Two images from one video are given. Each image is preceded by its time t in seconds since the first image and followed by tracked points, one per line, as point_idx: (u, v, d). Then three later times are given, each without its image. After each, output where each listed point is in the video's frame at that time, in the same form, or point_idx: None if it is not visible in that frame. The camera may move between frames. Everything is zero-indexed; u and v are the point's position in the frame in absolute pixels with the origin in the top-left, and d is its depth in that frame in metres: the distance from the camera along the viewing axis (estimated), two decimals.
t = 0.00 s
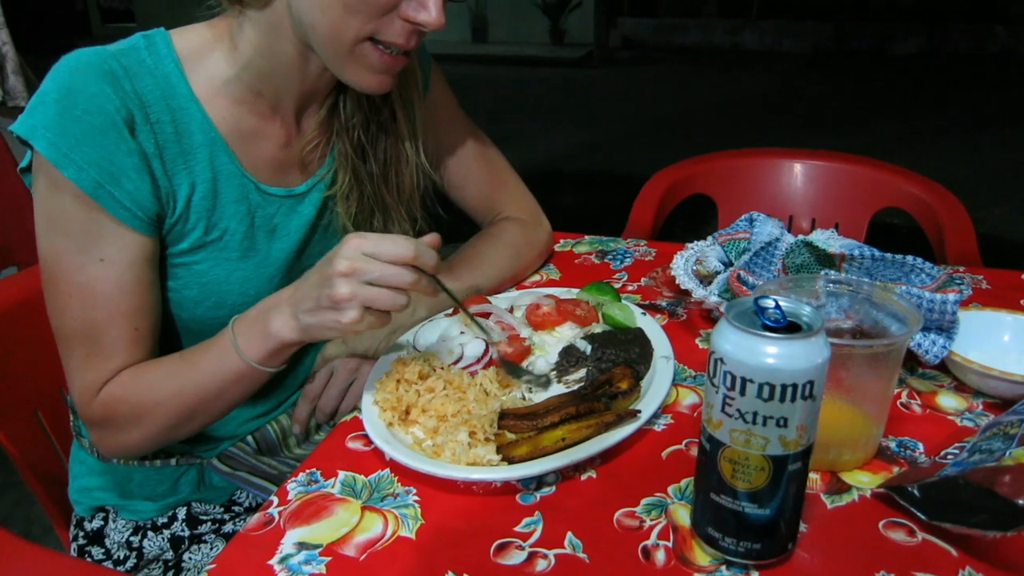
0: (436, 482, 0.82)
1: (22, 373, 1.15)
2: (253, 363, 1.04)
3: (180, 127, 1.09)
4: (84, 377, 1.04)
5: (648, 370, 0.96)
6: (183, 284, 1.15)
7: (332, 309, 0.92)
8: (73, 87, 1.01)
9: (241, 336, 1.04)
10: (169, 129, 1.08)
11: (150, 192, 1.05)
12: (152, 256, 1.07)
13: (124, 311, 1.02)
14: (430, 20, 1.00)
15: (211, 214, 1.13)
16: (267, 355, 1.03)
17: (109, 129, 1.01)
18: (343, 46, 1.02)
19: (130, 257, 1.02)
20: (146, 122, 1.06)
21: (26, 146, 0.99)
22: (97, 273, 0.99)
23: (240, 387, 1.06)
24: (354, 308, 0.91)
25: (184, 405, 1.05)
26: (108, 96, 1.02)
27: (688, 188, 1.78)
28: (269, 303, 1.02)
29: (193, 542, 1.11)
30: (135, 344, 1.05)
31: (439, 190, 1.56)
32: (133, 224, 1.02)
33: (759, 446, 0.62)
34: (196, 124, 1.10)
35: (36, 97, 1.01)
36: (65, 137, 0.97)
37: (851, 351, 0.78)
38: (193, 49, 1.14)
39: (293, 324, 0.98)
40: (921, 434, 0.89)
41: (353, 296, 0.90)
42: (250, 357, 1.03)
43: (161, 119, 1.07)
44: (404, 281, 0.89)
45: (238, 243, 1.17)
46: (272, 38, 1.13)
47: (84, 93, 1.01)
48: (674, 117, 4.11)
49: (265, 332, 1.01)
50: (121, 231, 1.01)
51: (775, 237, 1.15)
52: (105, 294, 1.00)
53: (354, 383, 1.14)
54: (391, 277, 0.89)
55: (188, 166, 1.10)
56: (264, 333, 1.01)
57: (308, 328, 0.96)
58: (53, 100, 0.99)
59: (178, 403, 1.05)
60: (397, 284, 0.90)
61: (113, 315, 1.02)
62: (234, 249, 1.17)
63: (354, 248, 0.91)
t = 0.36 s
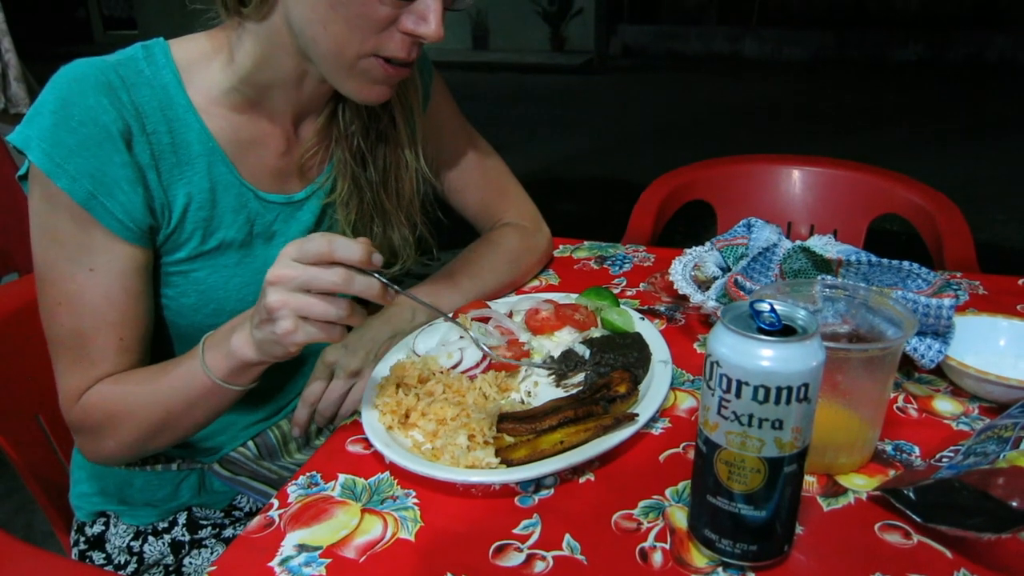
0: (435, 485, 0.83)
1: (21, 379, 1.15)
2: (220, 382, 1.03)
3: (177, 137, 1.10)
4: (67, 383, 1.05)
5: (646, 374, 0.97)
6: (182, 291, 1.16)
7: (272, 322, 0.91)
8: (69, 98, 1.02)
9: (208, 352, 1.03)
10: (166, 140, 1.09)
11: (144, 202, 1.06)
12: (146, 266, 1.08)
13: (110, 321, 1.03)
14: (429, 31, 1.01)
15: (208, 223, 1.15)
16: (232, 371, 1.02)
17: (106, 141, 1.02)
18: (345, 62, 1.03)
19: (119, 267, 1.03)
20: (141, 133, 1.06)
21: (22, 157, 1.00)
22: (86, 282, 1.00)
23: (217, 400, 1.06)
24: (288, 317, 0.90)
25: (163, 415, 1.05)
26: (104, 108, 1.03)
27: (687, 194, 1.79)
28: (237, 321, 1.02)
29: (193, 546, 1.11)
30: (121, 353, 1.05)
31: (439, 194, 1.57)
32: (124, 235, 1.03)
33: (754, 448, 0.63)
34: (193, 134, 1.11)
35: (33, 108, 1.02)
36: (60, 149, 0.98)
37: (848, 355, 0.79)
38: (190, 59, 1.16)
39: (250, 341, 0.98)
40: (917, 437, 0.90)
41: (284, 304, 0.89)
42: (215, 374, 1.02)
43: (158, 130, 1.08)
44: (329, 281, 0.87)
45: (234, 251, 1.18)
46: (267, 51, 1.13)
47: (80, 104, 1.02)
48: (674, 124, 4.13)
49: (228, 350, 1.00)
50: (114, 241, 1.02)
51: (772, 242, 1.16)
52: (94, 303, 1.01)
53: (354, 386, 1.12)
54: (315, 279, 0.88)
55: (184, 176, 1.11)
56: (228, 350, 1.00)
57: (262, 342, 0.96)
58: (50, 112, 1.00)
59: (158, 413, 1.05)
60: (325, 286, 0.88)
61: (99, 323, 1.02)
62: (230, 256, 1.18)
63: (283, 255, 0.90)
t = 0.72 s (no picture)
0: (434, 487, 0.83)
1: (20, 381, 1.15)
2: (226, 403, 1.02)
3: (179, 142, 1.11)
4: (66, 389, 1.05)
5: (646, 377, 0.97)
6: (183, 295, 1.16)
7: (292, 353, 0.90)
8: (71, 103, 1.02)
9: (218, 376, 1.03)
10: (167, 145, 1.10)
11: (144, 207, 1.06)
12: (145, 270, 1.08)
13: (106, 326, 1.03)
14: (429, 35, 1.01)
15: (210, 228, 1.15)
16: (240, 395, 1.01)
17: (108, 146, 1.02)
18: (347, 65, 1.04)
19: (118, 273, 1.03)
20: (143, 137, 1.07)
21: (24, 161, 1.00)
22: (84, 287, 1.01)
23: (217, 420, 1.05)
24: (309, 348, 0.88)
25: (162, 429, 1.05)
26: (107, 113, 1.03)
27: (687, 197, 1.80)
28: (251, 346, 1.02)
29: (193, 548, 1.11)
30: (117, 359, 1.06)
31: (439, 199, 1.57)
32: (125, 239, 1.03)
33: (754, 451, 0.63)
34: (195, 138, 1.11)
35: (36, 112, 1.02)
36: (62, 154, 0.99)
37: (847, 359, 0.79)
38: (193, 62, 1.16)
39: (263, 368, 0.97)
40: (916, 441, 0.90)
41: (309, 336, 0.88)
42: (223, 397, 1.02)
43: (160, 134, 1.09)
44: (356, 313, 0.87)
45: (236, 255, 1.18)
46: (268, 55, 1.13)
47: (83, 109, 1.02)
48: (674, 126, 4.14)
49: (239, 376, 1.00)
50: (113, 246, 1.02)
51: (772, 246, 1.16)
52: (91, 308, 1.01)
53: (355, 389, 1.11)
54: (341, 310, 0.87)
55: (185, 181, 1.12)
56: (238, 374, 1.00)
57: (277, 372, 0.94)
58: (52, 116, 1.01)
59: (155, 427, 1.05)
60: (353, 320, 0.88)
61: (95, 329, 1.03)
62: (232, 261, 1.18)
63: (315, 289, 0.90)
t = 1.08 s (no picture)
0: (437, 492, 0.83)
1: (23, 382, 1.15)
2: (232, 410, 1.03)
3: (187, 150, 1.11)
4: (71, 395, 1.06)
5: (648, 385, 0.97)
6: (190, 301, 1.17)
7: (299, 363, 0.91)
8: (82, 112, 1.03)
9: (224, 384, 1.03)
10: (175, 153, 1.10)
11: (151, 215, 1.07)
12: (152, 278, 1.08)
13: (111, 332, 1.03)
14: (416, 30, 0.99)
15: (217, 235, 1.15)
16: (245, 402, 1.02)
17: (117, 154, 1.03)
18: (335, 64, 1.04)
19: (124, 279, 1.04)
20: (153, 146, 1.07)
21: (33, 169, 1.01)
22: (90, 293, 1.01)
23: (222, 427, 1.06)
24: (315, 359, 0.89)
25: (168, 435, 1.06)
26: (116, 122, 1.04)
27: (689, 204, 1.80)
28: (256, 353, 1.03)
29: (197, 553, 1.11)
30: (122, 365, 1.06)
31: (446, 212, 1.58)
32: (134, 247, 1.04)
33: (756, 459, 0.64)
34: (203, 147, 1.12)
35: (47, 121, 1.03)
36: (71, 163, 0.99)
37: (849, 368, 0.80)
38: (202, 70, 1.17)
39: (269, 376, 0.98)
40: (917, 449, 0.90)
41: (316, 347, 0.89)
42: (229, 403, 1.02)
43: (169, 143, 1.10)
44: (364, 325, 0.88)
45: (243, 262, 1.18)
46: (272, 63, 1.15)
47: (93, 118, 1.03)
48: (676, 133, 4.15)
49: (245, 383, 1.00)
50: (121, 254, 1.03)
51: (774, 254, 1.17)
52: (97, 315, 1.02)
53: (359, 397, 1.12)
54: (349, 321, 0.88)
55: (194, 189, 1.12)
56: (243, 380, 1.00)
57: (282, 380, 0.95)
58: (62, 125, 1.02)
59: (161, 433, 1.05)
60: (359, 331, 0.89)
61: (101, 335, 1.03)
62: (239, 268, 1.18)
63: (323, 300, 0.91)
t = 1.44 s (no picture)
0: (440, 502, 0.84)
1: (28, 391, 1.16)
2: (235, 425, 1.03)
3: (184, 160, 1.12)
4: (74, 404, 1.07)
5: (650, 395, 0.98)
6: (190, 309, 1.17)
7: (302, 387, 0.91)
8: (81, 123, 1.04)
9: (227, 401, 1.03)
10: (173, 162, 1.11)
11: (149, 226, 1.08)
12: (151, 286, 1.09)
13: (111, 341, 1.04)
14: (377, 24, 0.99)
15: (215, 245, 1.16)
16: (247, 418, 1.03)
17: (114, 165, 1.04)
18: (303, 60, 1.05)
19: (122, 288, 1.04)
20: (150, 156, 1.08)
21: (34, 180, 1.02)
22: (89, 303, 1.02)
23: (222, 440, 1.06)
24: (317, 384, 0.89)
25: (168, 447, 1.06)
26: (114, 133, 1.05)
27: (691, 214, 1.81)
28: (258, 370, 1.03)
29: (200, 561, 1.12)
30: (124, 373, 1.07)
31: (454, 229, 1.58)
32: (133, 256, 1.05)
33: (758, 469, 0.64)
34: (201, 156, 1.13)
35: (46, 133, 1.05)
36: (69, 174, 1.01)
37: (850, 379, 0.80)
38: (199, 81, 1.19)
39: (271, 395, 0.98)
40: (919, 459, 0.91)
41: (318, 373, 0.88)
42: (231, 420, 1.03)
43: (166, 153, 1.10)
44: (365, 352, 0.87)
45: (241, 271, 1.19)
46: (261, 72, 1.17)
47: (91, 130, 1.04)
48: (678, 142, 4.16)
49: (247, 401, 1.01)
50: (119, 263, 1.04)
51: (775, 264, 1.18)
52: (96, 324, 1.03)
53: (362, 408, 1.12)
54: (350, 349, 0.88)
55: (190, 199, 1.13)
56: (245, 398, 1.01)
57: (286, 400, 0.95)
58: (61, 136, 1.03)
59: (160, 445, 1.06)
60: (359, 357, 0.88)
61: (101, 344, 1.04)
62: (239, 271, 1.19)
63: (324, 324, 0.89)
